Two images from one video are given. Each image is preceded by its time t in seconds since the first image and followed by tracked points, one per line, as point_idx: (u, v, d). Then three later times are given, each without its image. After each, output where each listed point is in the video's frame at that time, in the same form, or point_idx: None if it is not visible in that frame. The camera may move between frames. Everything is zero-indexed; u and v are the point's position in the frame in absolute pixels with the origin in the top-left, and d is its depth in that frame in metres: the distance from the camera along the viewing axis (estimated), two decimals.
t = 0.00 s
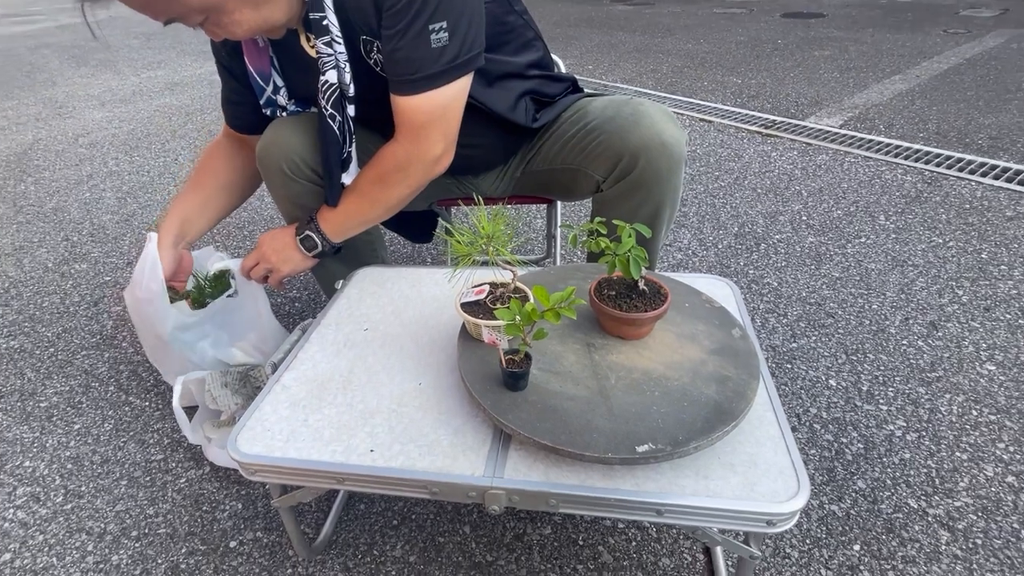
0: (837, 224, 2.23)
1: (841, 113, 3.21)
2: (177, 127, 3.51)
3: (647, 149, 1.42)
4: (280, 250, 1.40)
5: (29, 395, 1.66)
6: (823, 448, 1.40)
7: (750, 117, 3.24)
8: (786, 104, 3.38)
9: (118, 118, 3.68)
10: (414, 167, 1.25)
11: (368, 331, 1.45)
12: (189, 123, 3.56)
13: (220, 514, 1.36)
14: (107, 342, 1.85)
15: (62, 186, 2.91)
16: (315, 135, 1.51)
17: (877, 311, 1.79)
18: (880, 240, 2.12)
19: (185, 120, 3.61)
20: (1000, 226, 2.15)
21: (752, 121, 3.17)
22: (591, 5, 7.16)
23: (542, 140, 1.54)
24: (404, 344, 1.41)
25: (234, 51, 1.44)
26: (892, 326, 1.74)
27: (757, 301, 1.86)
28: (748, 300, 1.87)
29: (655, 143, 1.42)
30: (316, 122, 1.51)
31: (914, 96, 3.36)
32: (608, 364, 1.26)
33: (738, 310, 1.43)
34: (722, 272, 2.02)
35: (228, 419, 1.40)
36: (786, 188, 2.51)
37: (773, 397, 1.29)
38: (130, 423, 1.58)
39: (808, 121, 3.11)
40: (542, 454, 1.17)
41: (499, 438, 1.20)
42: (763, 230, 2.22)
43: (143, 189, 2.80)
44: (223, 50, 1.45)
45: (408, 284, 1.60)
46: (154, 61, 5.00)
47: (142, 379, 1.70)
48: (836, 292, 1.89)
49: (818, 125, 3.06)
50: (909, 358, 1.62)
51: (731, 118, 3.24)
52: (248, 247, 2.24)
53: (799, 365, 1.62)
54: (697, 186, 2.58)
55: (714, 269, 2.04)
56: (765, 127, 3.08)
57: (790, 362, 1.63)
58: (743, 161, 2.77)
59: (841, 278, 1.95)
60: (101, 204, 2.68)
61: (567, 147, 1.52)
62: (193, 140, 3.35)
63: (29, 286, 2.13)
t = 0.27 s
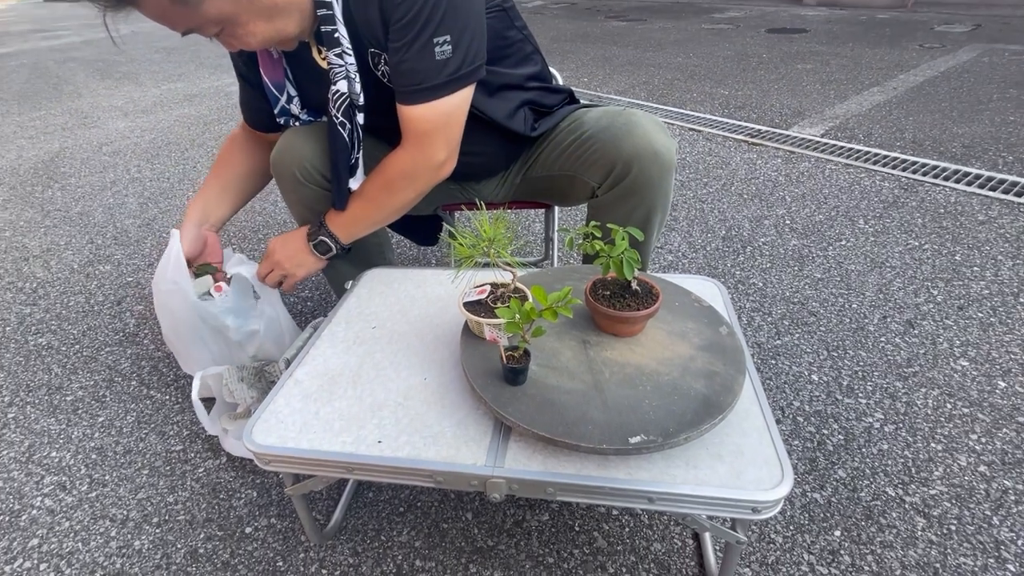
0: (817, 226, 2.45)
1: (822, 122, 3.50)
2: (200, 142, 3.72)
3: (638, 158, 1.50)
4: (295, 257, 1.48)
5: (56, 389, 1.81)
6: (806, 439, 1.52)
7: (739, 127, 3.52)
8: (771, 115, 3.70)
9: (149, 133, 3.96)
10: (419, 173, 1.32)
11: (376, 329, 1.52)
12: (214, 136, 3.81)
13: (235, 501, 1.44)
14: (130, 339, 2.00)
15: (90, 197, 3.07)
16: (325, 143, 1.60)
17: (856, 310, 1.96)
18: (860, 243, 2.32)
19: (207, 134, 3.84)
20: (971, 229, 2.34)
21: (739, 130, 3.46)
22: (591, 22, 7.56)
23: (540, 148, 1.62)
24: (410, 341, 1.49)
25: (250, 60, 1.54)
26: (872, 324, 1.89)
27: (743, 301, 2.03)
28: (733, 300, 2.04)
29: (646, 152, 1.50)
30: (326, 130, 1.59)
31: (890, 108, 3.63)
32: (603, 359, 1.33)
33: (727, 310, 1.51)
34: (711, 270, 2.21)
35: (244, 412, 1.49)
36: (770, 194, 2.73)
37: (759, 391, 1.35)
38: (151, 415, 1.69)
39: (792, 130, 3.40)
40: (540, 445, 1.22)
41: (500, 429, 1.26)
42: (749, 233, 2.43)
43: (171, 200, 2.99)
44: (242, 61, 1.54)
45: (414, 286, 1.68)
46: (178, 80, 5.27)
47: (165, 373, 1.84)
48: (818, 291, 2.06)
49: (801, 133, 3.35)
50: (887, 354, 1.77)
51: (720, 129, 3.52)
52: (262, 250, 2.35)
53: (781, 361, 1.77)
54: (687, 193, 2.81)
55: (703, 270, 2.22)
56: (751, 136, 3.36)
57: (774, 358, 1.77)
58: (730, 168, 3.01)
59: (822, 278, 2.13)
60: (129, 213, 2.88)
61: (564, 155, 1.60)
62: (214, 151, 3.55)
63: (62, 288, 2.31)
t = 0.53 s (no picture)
0: (811, 227, 2.49)
1: (814, 126, 3.55)
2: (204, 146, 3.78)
3: (634, 162, 1.54)
4: (277, 253, 1.50)
5: (69, 386, 1.85)
6: (796, 435, 1.56)
7: (730, 133, 3.55)
8: (764, 119, 3.73)
9: (154, 137, 4.02)
10: (410, 183, 1.36)
11: (379, 329, 1.57)
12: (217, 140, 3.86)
13: (244, 495, 1.49)
14: (141, 338, 2.05)
15: (103, 199, 3.12)
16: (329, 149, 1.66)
17: (846, 309, 2.00)
18: (850, 244, 2.36)
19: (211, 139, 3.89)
20: (958, 231, 2.38)
21: (732, 135, 3.50)
22: (588, 29, 7.61)
23: (539, 152, 1.68)
24: (413, 340, 1.53)
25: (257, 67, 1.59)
26: (861, 323, 1.93)
27: (735, 301, 2.08)
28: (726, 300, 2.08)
29: (641, 155, 1.54)
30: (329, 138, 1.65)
31: (880, 113, 3.68)
32: (600, 357, 1.36)
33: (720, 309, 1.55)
34: (705, 272, 2.24)
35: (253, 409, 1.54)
36: (763, 197, 2.78)
37: (751, 388, 1.39)
38: (162, 412, 1.74)
39: (783, 136, 3.44)
40: (540, 441, 1.25)
41: (500, 425, 1.29)
42: (741, 235, 2.47)
43: (176, 202, 3.04)
44: (250, 68, 1.60)
45: (417, 287, 1.73)
46: (186, 85, 5.33)
47: (174, 371, 1.89)
48: (809, 291, 2.10)
49: (794, 138, 3.40)
50: (875, 352, 1.81)
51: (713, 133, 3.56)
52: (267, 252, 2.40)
53: (773, 358, 1.81)
54: (682, 196, 2.86)
55: (696, 271, 2.26)
56: (744, 141, 3.40)
57: (766, 356, 1.82)
58: (723, 172, 3.06)
59: (812, 279, 2.17)
60: (137, 215, 2.93)
61: (562, 159, 1.65)
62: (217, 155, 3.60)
63: (75, 287, 2.36)
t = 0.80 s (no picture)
0: (809, 228, 2.50)
1: (812, 127, 3.56)
2: (205, 147, 3.79)
3: (633, 162, 1.55)
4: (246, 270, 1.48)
5: (71, 386, 1.86)
6: (794, 434, 1.57)
7: (729, 133, 3.56)
8: (763, 120, 3.74)
9: (155, 137, 4.03)
10: (377, 189, 1.34)
11: (379, 329, 1.57)
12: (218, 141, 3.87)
13: (244, 494, 1.50)
14: (142, 338, 2.06)
15: (103, 200, 3.13)
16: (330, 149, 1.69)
17: (844, 309, 2.01)
18: (848, 245, 2.36)
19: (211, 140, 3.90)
20: (955, 232, 2.38)
21: (731, 135, 3.51)
22: (587, 30, 7.62)
23: (538, 153, 1.68)
24: (413, 340, 1.54)
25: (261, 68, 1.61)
26: (859, 323, 1.94)
27: (734, 301, 2.09)
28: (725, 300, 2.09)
29: (639, 157, 1.55)
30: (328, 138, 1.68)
31: (878, 114, 3.69)
32: (599, 357, 1.37)
33: (719, 310, 1.55)
34: (704, 272, 2.25)
35: (253, 408, 1.55)
36: (762, 198, 2.78)
37: (750, 388, 1.39)
38: (163, 411, 1.75)
39: (781, 136, 3.45)
40: (539, 441, 1.25)
41: (500, 424, 1.30)
42: (740, 236, 2.48)
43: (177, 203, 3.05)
44: (250, 68, 1.61)
45: (418, 287, 1.74)
46: (189, 87, 5.34)
47: (175, 371, 1.90)
48: (807, 291, 2.11)
49: (792, 139, 3.40)
50: (873, 351, 1.82)
51: (712, 134, 3.57)
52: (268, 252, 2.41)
53: (771, 358, 1.82)
54: (681, 197, 2.86)
55: (695, 271, 2.27)
56: (743, 142, 3.41)
57: (764, 356, 1.83)
58: (722, 173, 3.06)
59: (810, 279, 2.17)
60: (138, 215, 2.94)
61: (561, 161, 1.65)
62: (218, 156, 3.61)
63: (76, 287, 2.36)
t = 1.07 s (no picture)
0: (809, 228, 2.50)
1: (812, 128, 3.56)
2: (204, 147, 3.79)
3: (632, 163, 1.55)
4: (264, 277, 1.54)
5: (71, 386, 1.86)
6: (795, 435, 1.57)
7: (729, 133, 3.56)
8: (763, 120, 3.74)
9: (155, 138, 4.03)
10: (384, 190, 1.34)
11: (379, 329, 1.57)
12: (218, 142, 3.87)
13: (244, 495, 1.50)
14: (142, 338, 2.06)
15: (103, 200, 3.13)
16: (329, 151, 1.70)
17: (844, 310, 2.01)
18: (847, 245, 2.36)
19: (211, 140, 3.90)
20: (954, 232, 2.38)
21: (731, 135, 3.52)
22: (586, 30, 7.62)
23: (538, 153, 1.68)
24: (413, 340, 1.54)
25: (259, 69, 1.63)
26: (858, 323, 1.94)
27: (734, 301, 2.09)
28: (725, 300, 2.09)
29: (638, 157, 1.55)
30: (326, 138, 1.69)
31: (877, 115, 3.69)
32: (599, 357, 1.37)
33: (719, 310, 1.55)
34: (704, 272, 2.25)
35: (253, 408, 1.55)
36: (761, 198, 2.78)
37: (750, 388, 1.39)
38: (163, 412, 1.75)
39: (781, 136, 3.45)
40: (539, 441, 1.25)
41: (500, 424, 1.30)
42: (740, 236, 2.48)
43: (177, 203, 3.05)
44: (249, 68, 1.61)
45: (417, 287, 1.74)
46: (189, 87, 5.34)
47: (175, 371, 1.90)
48: (807, 292, 2.11)
49: (792, 139, 3.40)
50: (873, 351, 1.82)
51: (711, 134, 3.57)
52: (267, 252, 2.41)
53: (771, 358, 1.82)
54: (680, 197, 2.86)
55: (694, 271, 2.27)
56: (743, 142, 3.41)
57: (763, 356, 1.83)
58: (722, 173, 3.06)
59: (810, 279, 2.18)
60: (138, 215, 2.94)
61: (560, 161, 1.66)
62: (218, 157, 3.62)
63: (76, 288, 2.36)
